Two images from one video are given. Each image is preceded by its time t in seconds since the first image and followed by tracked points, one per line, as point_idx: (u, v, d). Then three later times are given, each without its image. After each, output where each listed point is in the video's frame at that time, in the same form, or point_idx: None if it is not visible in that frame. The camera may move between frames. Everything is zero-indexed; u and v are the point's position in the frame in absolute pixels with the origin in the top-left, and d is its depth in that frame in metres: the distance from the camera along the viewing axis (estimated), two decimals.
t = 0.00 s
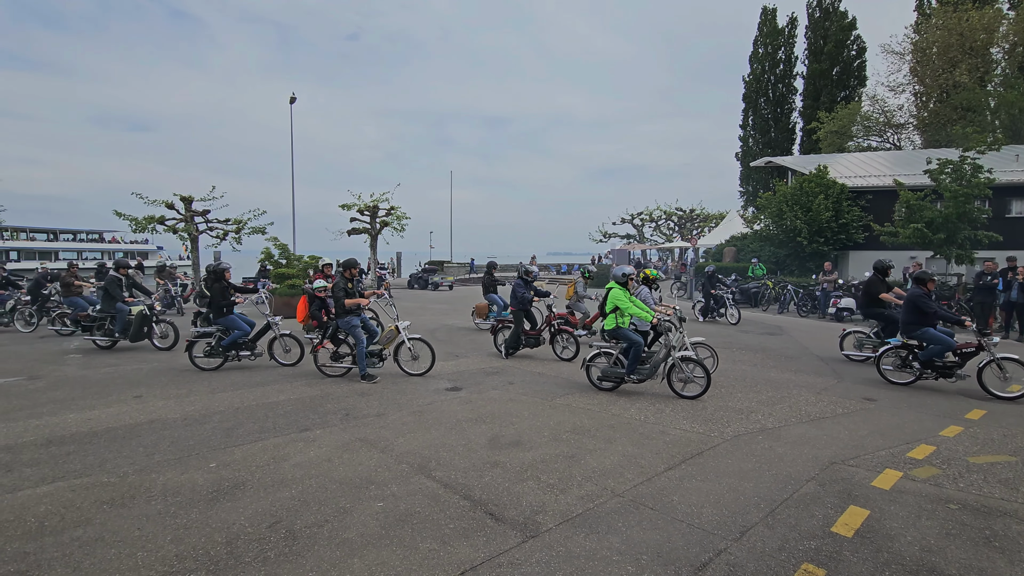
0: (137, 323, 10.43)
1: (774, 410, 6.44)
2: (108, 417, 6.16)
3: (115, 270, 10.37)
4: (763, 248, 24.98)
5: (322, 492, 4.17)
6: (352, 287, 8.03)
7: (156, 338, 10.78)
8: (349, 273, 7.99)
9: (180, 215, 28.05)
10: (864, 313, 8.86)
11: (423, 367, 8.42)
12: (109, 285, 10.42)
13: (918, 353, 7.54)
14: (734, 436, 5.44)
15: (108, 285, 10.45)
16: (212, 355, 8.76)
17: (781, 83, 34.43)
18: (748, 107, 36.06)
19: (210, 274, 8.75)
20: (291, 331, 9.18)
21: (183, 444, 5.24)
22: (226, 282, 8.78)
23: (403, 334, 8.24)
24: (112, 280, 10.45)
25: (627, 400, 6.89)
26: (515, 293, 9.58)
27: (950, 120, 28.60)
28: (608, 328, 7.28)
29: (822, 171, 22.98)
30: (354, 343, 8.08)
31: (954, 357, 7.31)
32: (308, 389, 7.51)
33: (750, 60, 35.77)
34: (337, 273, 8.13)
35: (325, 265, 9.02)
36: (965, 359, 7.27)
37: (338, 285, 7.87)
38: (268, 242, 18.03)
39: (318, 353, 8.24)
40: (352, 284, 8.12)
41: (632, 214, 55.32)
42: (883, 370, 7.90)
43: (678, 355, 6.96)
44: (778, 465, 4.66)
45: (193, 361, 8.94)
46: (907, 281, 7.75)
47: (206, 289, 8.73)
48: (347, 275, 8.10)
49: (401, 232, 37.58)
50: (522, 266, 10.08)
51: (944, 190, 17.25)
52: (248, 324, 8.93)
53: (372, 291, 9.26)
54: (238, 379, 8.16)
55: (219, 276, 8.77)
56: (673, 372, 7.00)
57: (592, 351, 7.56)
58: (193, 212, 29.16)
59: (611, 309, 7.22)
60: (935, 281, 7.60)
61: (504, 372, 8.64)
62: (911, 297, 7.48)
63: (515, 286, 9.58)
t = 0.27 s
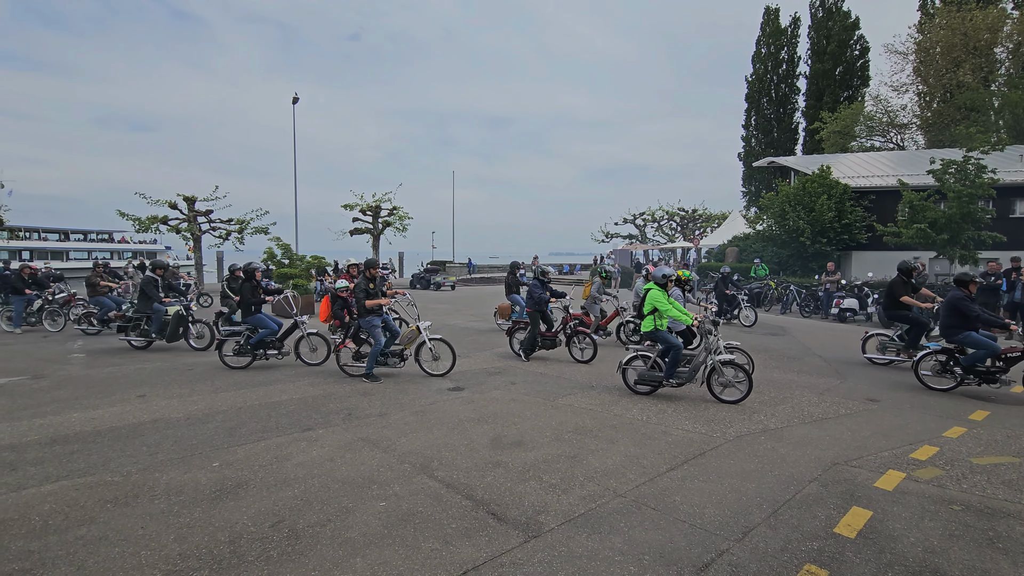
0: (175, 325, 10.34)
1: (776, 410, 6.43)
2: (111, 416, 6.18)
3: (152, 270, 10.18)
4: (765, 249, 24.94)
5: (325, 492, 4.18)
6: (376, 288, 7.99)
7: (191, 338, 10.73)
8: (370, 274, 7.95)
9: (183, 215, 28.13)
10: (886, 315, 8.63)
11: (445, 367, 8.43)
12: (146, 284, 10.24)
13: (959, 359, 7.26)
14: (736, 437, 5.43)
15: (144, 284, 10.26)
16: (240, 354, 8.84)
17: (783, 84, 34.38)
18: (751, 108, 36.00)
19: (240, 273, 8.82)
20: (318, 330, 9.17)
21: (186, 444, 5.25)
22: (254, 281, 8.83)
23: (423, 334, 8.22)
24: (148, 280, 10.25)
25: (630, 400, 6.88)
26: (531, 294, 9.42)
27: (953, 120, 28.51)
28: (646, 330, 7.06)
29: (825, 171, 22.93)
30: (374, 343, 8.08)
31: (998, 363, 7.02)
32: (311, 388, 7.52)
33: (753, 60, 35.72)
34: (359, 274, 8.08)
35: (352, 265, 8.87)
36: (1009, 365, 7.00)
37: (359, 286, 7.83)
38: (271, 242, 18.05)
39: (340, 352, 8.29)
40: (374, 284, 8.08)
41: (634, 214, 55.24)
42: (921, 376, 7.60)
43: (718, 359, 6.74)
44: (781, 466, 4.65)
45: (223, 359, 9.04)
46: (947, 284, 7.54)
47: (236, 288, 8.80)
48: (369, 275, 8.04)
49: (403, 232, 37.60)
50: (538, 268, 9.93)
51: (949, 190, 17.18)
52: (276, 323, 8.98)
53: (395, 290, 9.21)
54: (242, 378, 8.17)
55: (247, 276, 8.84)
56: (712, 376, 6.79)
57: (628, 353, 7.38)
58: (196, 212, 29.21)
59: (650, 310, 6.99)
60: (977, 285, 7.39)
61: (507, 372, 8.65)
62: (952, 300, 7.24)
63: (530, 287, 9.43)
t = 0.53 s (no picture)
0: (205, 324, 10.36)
1: (778, 411, 6.41)
2: (113, 415, 6.19)
3: (183, 269, 10.26)
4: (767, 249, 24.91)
5: (327, 491, 4.19)
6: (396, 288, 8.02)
7: (222, 338, 10.71)
8: (389, 274, 7.98)
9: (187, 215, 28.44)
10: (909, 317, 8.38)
11: (465, 367, 8.38)
12: (176, 284, 10.31)
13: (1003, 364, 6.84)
14: (738, 437, 5.42)
15: (175, 284, 10.34)
16: (267, 353, 8.88)
17: (785, 84, 34.33)
18: (753, 107, 35.95)
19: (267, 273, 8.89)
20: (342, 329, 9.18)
21: (189, 443, 5.26)
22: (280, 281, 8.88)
23: (443, 335, 8.23)
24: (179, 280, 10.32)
25: (631, 400, 6.88)
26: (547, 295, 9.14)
27: (956, 120, 28.44)
28: (682, 333, 6.84)
29: (827, 171, 22.90)
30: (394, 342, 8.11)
31: None
32: (313, 388, 7.54)
33: (756, 59, 35.66)
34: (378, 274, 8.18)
35: (372, 264, 8.77)
36: None
37: (379, 286, 7.91)
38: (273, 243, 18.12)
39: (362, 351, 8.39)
40: (393, 284, 8.13)
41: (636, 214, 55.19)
42: (962, 381, 7.25)
43: (759, 362, 6.52)
44: (783, 467, 4.64)
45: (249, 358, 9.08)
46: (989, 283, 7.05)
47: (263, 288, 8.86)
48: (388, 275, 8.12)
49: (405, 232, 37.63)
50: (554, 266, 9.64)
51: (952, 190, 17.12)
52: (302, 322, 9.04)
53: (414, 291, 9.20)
54: (243, 378, 8.18)
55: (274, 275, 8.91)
56: (752, 380, 6.59)
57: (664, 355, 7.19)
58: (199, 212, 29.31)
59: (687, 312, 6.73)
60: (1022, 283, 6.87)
61: (510, 372, 8.65)
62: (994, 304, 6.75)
63: (547, 288, 9.11)
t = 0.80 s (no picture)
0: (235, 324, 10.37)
1: (780, 410, 6.41)
2: (116, 414, 6.21)
3: (211, 270, 10.32)
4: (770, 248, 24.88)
5: (328, 490, 4.19)
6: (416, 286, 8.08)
7: (252, 338, 10.68)
8: (408, 273, 8.03)
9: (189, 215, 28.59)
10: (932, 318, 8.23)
11: (485, 366, 8.37)
12: (206, 284, 10.37)
13: None
14: (740, 437, 5.42)
15: (205, 284, 10.39)
16: (293, 351, 8.96)
17: (787, 83, 34.28)
18: (755, 107, 35.90)
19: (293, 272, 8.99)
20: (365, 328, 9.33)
21: (191, 442, 5.28)
22: (306, 280, 8.99)
23: (463, 334, 8.23)
24: (209, 280, 10.38)
25: (633, 400, 6.88)
26: (569, 295, 8.97)
27: (960, 119, 28.36)
28: (722, 335, 6.66)
29: (829, 171, 22.86)
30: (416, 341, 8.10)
31: None
32: (315, 387, 7.56)
33: (758, 58, 35.61)
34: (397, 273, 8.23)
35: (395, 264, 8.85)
36: None
37: (400, 284, 7.94)
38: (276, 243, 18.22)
39: (381, 351, 8.35)
40: (413, 283, 8.18)
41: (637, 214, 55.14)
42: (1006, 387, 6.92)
43: (803, 364, 6.31)
44: (785, 466, 4.64)
45: (275, 357, 9.14)
46: None
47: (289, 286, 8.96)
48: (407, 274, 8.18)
49: (407, 232, 37.65)
50: (577, 268, 9.53)
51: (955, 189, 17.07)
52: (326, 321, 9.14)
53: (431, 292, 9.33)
54: (246, 377, 8.21)
55: (299, 274, 9.02)
56: (795, 383, 6.39)
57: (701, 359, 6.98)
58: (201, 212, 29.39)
59: (728, 313, 6.57)
60: None
61: (512, 371, 8.66)
62: None
63: (569, 287, 8.96)
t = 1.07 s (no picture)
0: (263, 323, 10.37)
1: (782, 410, 6.40)
2: (119, 413, 6.23)
3: (238, 269, 10.23)
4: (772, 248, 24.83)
5: (330, 489, 4.20)
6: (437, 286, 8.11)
7: (280, 337, 10.71)
8: (427, 273, 7.98)
9: (191, 214, 28.64)
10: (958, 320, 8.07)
11: (503, 365, 8.36)
12: (233, 284, 10.27)
13: None
14: (742, 437, 5.41)
15: (231, 284, 10.29)
16: (315, 350, 9.04)
17: (790, 82, 34.19)
18: (758, 106, 35.82)
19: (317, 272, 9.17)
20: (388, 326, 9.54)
21: (193, 440, 5.29)
22: (331, 279, 9.18)
23: (482, 333, 8.21)
24: (235, 279, 10.28)
25: (634, 399, 6.88)
26: (600, 295, 8.63)
27: (963, 118, 28.26)
28: (767, 338, 6.51)
29: (832, 171, 22.84)
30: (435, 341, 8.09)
31: None
32: (317, 386, 7.56)
33: (760, 57, 35.54)
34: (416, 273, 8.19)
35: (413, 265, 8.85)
36: None
37: (420, 284, 7.89)
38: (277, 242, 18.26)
39: (400, 351, 8.33)
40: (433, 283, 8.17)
41: (639, 213, 55.05)
42: None
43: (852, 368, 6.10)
44: (787, 466, 4.63)
45: (298, 356, 9.21)
46: None
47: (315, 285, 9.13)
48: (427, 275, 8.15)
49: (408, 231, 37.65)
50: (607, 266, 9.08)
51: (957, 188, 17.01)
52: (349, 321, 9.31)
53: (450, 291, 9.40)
54: (248, 376, 8.22)
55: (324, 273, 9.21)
56: (844, 387, 6.18)
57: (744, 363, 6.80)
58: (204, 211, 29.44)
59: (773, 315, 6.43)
60: None
61: (515, 370, 8.67)
62: None
63: (601, 287, 8.65)
